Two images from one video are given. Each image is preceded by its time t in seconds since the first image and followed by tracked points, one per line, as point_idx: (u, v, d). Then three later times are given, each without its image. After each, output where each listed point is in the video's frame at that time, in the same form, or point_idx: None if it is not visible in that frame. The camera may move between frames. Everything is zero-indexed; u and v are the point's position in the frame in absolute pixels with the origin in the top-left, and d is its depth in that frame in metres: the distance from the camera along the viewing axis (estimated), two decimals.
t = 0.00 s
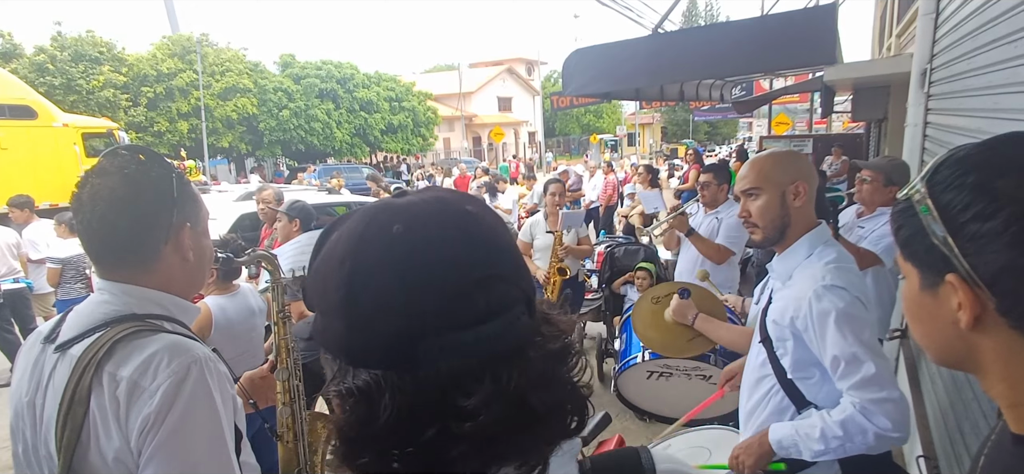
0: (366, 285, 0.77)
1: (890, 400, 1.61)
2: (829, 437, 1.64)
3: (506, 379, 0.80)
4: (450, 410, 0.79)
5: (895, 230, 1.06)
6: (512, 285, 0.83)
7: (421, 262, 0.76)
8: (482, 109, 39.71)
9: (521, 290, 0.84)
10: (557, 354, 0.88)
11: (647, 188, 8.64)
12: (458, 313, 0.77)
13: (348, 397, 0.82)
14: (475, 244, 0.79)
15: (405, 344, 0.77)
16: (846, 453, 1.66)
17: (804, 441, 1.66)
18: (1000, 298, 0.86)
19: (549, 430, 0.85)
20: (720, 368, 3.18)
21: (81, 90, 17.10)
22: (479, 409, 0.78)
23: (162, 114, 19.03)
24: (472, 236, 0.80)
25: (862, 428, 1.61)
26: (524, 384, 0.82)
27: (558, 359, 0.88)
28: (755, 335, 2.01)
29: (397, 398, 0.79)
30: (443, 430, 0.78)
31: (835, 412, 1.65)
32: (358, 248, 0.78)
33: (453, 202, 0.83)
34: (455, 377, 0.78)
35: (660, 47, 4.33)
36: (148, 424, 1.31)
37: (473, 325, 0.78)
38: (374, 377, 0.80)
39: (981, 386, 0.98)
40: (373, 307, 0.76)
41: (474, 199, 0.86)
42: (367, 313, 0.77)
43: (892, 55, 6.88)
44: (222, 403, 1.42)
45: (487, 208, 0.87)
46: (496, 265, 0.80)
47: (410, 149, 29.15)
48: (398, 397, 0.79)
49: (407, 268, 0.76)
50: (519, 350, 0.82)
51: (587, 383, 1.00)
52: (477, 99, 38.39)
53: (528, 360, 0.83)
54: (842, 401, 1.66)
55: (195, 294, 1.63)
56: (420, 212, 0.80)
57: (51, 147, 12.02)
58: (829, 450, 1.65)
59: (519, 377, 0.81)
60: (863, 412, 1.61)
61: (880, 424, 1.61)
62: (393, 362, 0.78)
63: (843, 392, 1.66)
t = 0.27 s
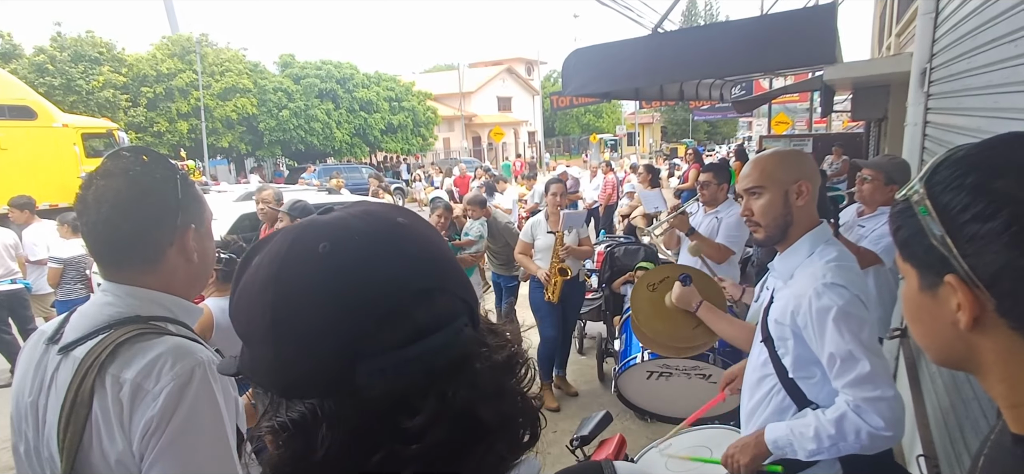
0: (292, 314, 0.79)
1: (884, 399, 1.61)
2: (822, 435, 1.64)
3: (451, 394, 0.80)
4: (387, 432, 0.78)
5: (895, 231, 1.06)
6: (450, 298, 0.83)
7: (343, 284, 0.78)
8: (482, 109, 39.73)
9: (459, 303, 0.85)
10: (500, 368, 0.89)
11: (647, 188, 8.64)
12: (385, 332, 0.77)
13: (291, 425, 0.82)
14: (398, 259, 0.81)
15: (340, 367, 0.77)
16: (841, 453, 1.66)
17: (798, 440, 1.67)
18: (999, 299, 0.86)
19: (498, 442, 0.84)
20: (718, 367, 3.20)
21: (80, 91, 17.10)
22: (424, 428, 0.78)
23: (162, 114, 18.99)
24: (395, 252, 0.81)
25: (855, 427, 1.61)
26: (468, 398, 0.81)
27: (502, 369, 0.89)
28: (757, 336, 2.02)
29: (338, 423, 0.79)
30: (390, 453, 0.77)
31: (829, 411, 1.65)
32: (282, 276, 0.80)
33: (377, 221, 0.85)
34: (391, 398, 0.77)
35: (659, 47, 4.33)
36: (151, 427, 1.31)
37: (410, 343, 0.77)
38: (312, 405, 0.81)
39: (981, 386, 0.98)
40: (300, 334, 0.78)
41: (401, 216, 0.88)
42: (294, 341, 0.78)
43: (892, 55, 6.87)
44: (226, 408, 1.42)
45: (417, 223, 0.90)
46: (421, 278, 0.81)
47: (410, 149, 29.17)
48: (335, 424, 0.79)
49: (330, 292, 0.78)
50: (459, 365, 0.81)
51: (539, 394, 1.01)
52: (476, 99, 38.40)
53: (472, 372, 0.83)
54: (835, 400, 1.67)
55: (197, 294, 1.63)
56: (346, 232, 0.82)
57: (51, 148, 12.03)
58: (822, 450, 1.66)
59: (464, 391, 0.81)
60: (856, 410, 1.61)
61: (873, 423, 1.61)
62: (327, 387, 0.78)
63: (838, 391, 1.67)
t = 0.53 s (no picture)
0: (278, 324, 0.78)
1: (883, 396, 1.61)
2: (823, 433, 1.64)
3: (440, 403, 0.80)
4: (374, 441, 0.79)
5: (893, 229, 1.06)
6: (437, 306, 0.82)
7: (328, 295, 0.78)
8: (481, 108, 39.71)
9: (448, 311, 0.84)
10: (491, 374, 0.89)
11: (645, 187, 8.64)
12: (370, 344, 0.77)
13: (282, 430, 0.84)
14: (386, 269, 0.80)
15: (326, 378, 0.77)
16: (842, 451, 1.67)
17: (798, 437, 1.67)
18: (998, 297, 0.87)
19: (486, 450, 0.85)
20: (716, 367, 3.19)
21: (78, 91, 17.07)
22: (409, 439, 0.78)
23: (160, 114, 18.96)
24: (384, 260, 0.81)
25: (855, 424, 1.61)
26: (457, 407, 0.82)
27: (493, 376, 0.89)
28: (757, 334, 2.02)
29: (325, 431, 0.80)
30: (376, 461, 0.79)
31: (828, 409, 1.66)
32: (269, 284, 0.80)
33: (366, 227, 0.84)
34: (379, 409, 0.78)
35: (657, 47, 4.34)
36: (155, 424, 1.31)
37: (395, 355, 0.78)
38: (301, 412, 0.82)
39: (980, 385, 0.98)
40: (286, 344, 0.78)
41: (392, 221, 0.87)
42: (280, 350, 0.78)
43: (890, 54, 6.88)
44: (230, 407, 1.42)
45: (407, 227, 0.89)
46: (409, 288, 0.80)
47: (409, 148, 29.15)
48: (324, 431, 0.80)
49: (316, 303, 0.77)
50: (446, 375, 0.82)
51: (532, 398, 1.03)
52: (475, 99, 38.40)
53: (461, 379, 0.83)
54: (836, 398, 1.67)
55: (196, 294, 1.64)
56: (333, 239, 0.82)
57: (49, 148, 12.00)
58: (822, 447, 1.66)
59: (452, 400, 0.82)
60: (856, 408, 1.62)
61: (873, 421, 1.61)
62: (315, 396, 0.79)
63: (838, 389, 1.67)
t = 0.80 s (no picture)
0: (295, 299, 0.80)
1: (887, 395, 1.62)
2: (825, 431, 1.65)
3: (444, 380, 0.82)
4: (380, 413, 0.81)
5: (887, 226, 1.07)
6: (449, 288, 0.83)
7: (343, 270, 0.78)
8: (474, 108, 39.68)
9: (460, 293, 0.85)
10: (500, 358, 0.89)
11: (638, 187, 8.66)
12: (383, 318, 0.78)
13: (294, 403, 0.86)
14: (402, 250, 0.81)
15: (336, 352, 0.79)
16: (842, 449, 1.67)
17: (801, 436, 1.67)
18: (991, 294, 0.87)
19: (490, 432, 0.86)
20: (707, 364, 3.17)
21: (68, 89, 16.92)
22: (413, 413, 0.80)
23: (151, 113, 18.82)
24: (400, 241, 0.81)
25: (860, 421, 1.62)
26: (461, 386, 0.83)
27: (502, 360, 0.89)
28: (750, 332, 2.03)
29: (335, 404, 0.82)
30: (381, 434, 0.80)
31: (832, 407, 1.66)
32: (291, 257, 0.81)
33: (383, 212, 0.85)
34: (386, 382, 0.80)
35: (651, 46, 4.34)
36: (148, 422, 1.30)
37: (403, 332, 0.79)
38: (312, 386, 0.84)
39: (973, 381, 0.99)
40: (302, 317, 0.79)
41: (413, 206, 0.88)
42: (296, 323, 0.80)
43: (882, 54, 6.92)
44: (221, 404, 1.41)
45: (427, 214, 0.90)
46: (422, 268, 0.81)
47: (402, 147, 29.09)
48: (334, 404, 0.82)
49: (330, 278, 0.78)
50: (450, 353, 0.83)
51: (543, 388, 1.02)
52: (469, 98, 38.36)
53: (466, 360, 0.84)
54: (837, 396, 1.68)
55: (188, 291, 1.63)
56: (350, 219, 0.83)
57: (38, 147, 11.89)
58: (826, 445, 1.66)
59: (457, 380, 0.82)
60: (859, 406, 1.62)
61: (878, 418, 1.62)
62: (329, 369, 0.81)
63: (839, 387, 1.68)
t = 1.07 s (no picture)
0: (390, 280, 0.86)
1: (882, 395, 1.63)
2: (821, 431, 1.65)
3: (516, 357, 0.89)
4: (457, 384, 0.89)
5: (879, 227, 1.08)
6: (526, 274, 0.90)
7: (432, 257, 0.85)
8: (470, 108, 39.66)
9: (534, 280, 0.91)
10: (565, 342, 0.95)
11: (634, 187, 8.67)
12: (466, 301, 0.85)
13: (377, 365, 0.93)
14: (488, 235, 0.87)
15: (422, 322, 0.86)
16: (838, 448, 1.68)
17: (796, 435, 1.67)
18: (981, 294, 0.88)
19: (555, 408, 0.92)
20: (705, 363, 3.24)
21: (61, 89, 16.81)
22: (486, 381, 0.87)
23: (145, 113, 18.73)
24: (488, 231, 0.87)
25: (854, 422, 1.63)
26: (530, 364, 0.89)
27: (565, 344, 0.96)
28: (744, 332, 2.04)
29: (416, 368, 0.89)
30: (456, 395, 0.88)
31: (827, 407, 1.66)
32: (387, 242, 0.87)
33: (470, 203, 0.90)
34: (464, 350, 0.87)
35: (647, 46, 4.35)
36: (146, 423, 1.30)
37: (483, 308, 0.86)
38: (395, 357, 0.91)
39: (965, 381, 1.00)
40: (395, 297, 0.86)
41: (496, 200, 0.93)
42: (389, 293, 0.86)
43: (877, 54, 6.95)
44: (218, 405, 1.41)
45: (508, 208, 0.96)
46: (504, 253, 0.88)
47: (398, 148, 29.06)
48: (417, 367, 0.89)
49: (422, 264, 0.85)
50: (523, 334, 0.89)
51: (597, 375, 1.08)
52: (465, 98, 38.34)
53: (535, 340, 0.91)
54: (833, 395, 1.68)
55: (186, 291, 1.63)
56: (441, 206, 0.89)
57: (30, 147, 11.82)
58: (821, 444, 1.67)
59: (525, 355, 0.89)
60: (855, 408, 1.63)
61: (872, 419, 1.63)
62: (413, 336, 0.88)
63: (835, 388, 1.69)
